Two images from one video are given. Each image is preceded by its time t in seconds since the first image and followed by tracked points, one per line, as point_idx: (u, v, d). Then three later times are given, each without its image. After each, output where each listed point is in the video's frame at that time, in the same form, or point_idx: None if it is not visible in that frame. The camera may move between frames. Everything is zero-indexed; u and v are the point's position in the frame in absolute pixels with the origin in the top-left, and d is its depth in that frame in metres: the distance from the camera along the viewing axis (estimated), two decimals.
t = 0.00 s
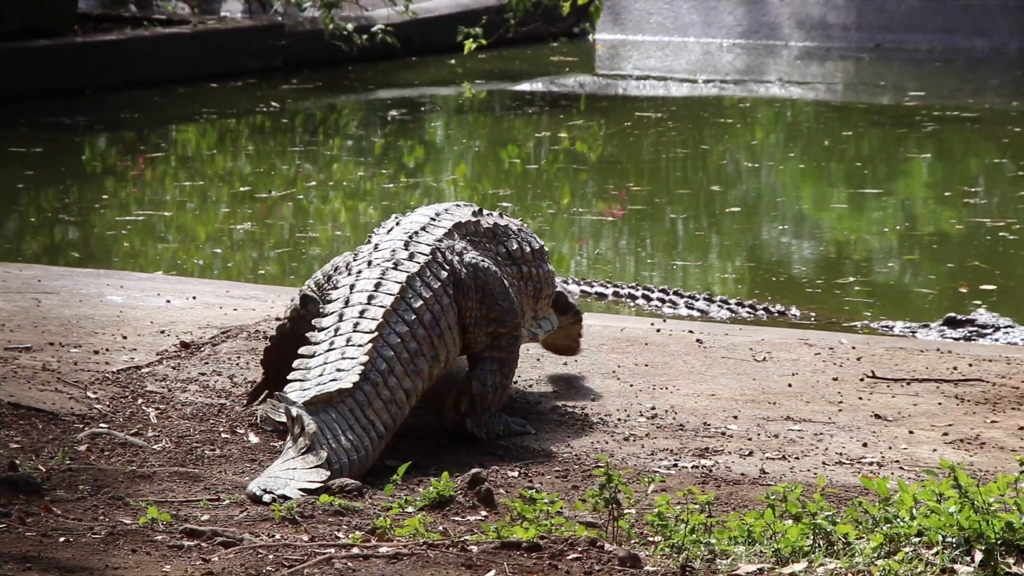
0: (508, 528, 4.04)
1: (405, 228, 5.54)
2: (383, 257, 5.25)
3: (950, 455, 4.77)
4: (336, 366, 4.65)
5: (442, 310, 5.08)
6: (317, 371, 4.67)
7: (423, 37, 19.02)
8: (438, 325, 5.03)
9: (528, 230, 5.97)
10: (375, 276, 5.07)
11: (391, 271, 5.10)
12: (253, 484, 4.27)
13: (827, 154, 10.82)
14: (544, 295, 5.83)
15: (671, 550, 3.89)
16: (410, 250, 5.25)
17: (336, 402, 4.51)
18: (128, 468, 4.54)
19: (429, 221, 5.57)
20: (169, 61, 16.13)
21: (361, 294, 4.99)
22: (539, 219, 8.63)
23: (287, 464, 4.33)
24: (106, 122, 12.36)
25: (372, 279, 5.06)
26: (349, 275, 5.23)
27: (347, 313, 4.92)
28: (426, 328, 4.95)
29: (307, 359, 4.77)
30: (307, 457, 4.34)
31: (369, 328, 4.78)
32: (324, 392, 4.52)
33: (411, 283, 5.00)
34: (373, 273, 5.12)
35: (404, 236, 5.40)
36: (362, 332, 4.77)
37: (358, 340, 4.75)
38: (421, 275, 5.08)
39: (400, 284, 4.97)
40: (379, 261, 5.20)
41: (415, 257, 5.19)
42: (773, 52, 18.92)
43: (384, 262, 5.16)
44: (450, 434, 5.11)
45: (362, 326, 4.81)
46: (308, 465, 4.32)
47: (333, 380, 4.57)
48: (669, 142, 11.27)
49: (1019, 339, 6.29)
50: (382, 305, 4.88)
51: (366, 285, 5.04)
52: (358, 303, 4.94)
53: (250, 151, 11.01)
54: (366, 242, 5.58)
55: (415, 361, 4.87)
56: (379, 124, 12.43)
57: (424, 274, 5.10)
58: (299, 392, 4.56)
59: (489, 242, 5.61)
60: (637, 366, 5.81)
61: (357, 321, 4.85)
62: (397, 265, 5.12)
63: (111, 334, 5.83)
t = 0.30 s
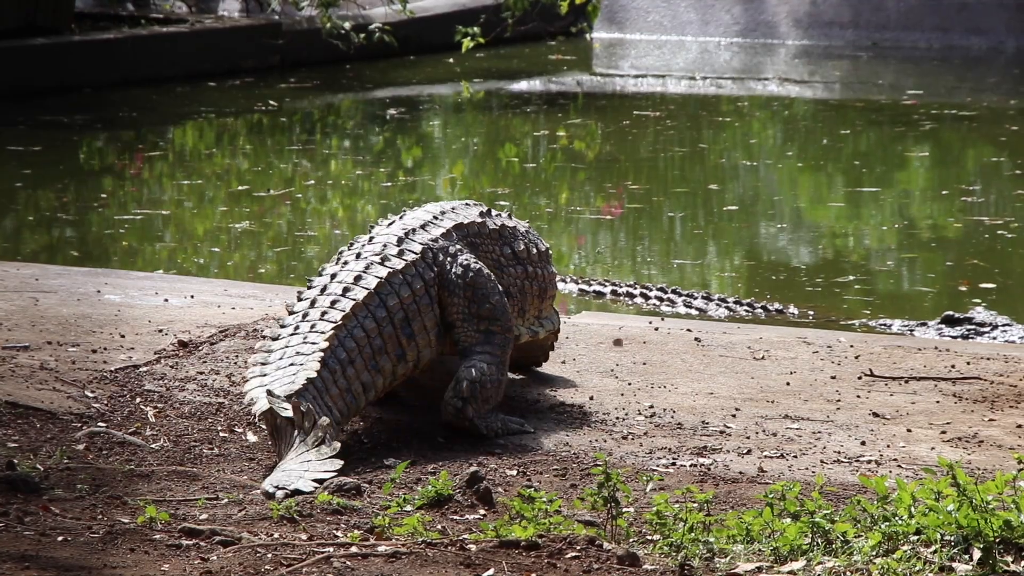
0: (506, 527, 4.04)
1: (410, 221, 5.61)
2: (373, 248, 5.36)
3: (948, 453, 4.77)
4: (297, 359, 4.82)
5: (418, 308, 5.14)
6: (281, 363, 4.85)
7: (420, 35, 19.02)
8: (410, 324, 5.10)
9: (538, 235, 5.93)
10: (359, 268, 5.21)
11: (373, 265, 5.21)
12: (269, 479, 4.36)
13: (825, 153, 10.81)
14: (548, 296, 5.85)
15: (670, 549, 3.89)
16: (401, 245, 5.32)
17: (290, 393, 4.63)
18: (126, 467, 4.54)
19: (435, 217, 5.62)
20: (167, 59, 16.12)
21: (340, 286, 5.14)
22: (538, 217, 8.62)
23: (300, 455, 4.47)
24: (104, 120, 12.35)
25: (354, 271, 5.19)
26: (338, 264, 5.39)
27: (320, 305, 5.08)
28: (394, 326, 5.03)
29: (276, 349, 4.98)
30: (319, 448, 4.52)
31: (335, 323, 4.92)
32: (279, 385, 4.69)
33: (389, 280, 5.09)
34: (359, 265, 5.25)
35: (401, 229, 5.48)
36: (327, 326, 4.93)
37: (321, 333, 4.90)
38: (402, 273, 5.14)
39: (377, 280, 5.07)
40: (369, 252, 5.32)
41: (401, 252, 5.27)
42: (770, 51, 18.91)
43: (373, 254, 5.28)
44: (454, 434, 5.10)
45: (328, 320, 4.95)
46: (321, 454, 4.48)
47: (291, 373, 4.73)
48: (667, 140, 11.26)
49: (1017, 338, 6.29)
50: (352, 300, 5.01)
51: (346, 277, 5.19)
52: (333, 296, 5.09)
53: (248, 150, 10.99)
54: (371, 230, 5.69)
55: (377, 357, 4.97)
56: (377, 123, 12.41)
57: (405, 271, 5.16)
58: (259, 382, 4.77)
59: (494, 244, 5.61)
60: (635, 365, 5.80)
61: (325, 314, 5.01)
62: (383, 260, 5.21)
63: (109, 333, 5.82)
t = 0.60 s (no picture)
0: (502, 525, 4.04)
1: (407, 211, 5.71)
2: (375, 238, 5.45)
3: (944, 450, 4.78)
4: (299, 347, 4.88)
5: (411, 306, 5.29)
6: (283, 349, 4.89)
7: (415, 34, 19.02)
8: (402, 323, 5.24)
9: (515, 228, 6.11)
10: (365, 259, 5.28)
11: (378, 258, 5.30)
12: (275, 471, 4.40)
13: (819, 150, 10.82)
14: (525, 289, 6.00)
15: (666, 547, 3.90)
16: (405, 242, 5.43)
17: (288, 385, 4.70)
18: (122, 465, 4.54)
19: (432, 211, 5.74)
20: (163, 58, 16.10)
21: (346, 275, 5.21)
22: (532, 215, 8.61)
23: (314, 457, 4.46)
24: (100, 119, 12.34)
25: (361, 261, 5.27)
26: (339, 249, 5.45)
27: (324, 292, 5.14)
28: (389, 325, 5.16)
29: (278, 331, 5.02)
30: (334, 457, 4.48)
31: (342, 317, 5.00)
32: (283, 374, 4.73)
33: (394, 280, 5.21)
34: (365, 254, 5.32)
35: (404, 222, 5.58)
36: (335, 318, 5.00)
37: (327, 325, 4.98)
38: (405, 273, 5.28)
39: (384, 278, 5.18)
40: (374, 242, 5.40)
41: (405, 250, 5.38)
42: (766, 48, 18.92)
43: (378, 245, 5.37)
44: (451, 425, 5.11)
45: (335, 311, 5.03)
46: (334, 463, 4.44)
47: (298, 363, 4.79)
48: (662, 138, 11.26)
49: (1012, 334, 6.29)
50: (359, 295, 5.10)
51: (351, 266, 5.26)
52: (339, 286, 5.16)
53: (243, 148, 10.99)
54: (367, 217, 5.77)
55: (368, 354, 5.08)
56: (372, 120, 12.41)
57: (407, 272, 5.29)
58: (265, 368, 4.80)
59: (477, 241, 5.78)
60: (631, 362, 5.80)
61: (331, 304, 5.08)
62: (389, 256, 5.30)
63: (103, 331, 5.81)
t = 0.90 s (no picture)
0: (498, 524, 4.04)
1: (399, 206, 5.92)
2: (386, 235, 5.61)
3: (940, 449, 4.78)
4: (346, 344, 4.92)
5: (427, 300, 5.44)
6: (327, 347, 4.91)
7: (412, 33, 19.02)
8: (422, 319, 5.36)
9: (490, 211, 6.44)
10: (385, 255, 5.43)
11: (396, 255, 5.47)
12: (270, 468, 4.41)
13: (815, 149, 10.82)
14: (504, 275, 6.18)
15: (663, 546, 3.89)
16: (412, 237, 5.63)
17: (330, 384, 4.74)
18: (118, 465, 4.53)
19: (420, 204, 5.99)
20: (161, 57, 16.09)
21: (371, 272, 5.32)
22: (527, 214, 8.61)
23: (310, 455, 4.47)
24: (97, 118, 12.34)
25: (382, 257, 5.41)
26: (355, 247, 5.54)
27: (356, 290, 5.21)
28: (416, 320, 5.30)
29: (319, 330, 5.02)
30: (330, 457, 4.49)
31: (382, 314, 5.10)
32: (335, 370, 4.76)
33: (415, 275, 5.39)
34: (381, 250, 5.48)
35: (405, 218, 5.78)
36: (375, 315, 5.09)
37: (369, 324, 5.04)
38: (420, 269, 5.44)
39: (407, 274, 5.35)
40: (385, 238, 5.56)
41: (416, 247, 5.58)
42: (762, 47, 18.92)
43: (392, 242, 5.53)
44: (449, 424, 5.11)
45: (373, 308, 5.11)
46: (329, 463, 4.45)
47: (348, 359, 4.84)
48: (658, 137, 11.26)
49: (1008, 334, 6.28)
50: (390, 291, 5.23)
51: (374, 263, 5.38)
52: (370, 282, 5.25)
53: (240, 148, 10.99)
54: (362, 215, 5.87)
55: (403, 352, 5.16)
56: (368, 120, 12.41)
57: (423, 266, 5.48)
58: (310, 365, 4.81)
59: (461, 227, 6.01)
60: (627, 361, 5.80)
61: (367, 302, 5.15)
62: (403, 250, 5.49)
63: (99, 331, 5.81)
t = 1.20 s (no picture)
0: (495, 525, 4.04)
1: (406, 202, 6.10)
2: (413, 232, 5.77)
3: (936, 450, 4.78)
4: (412, 331, 5.03)
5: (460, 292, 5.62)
6: (391, 336, 4.99)
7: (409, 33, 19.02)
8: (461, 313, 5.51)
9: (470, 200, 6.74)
10: (421, 250, 5.60)
11: (430, 251, 5.66)
12: (273, 462, 4.53)
13: (811, 149, 10.83)
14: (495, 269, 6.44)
15: (659, 546, 3.89)
16: (434, 232, 5.83)
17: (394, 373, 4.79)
18: (115, 466, 4.54)
19: (423, 201, 6.19)
20: (158, 59, 16.09)
21: (413, 267, 5.47)
22: (523, 214, 8.61)
23: (314, 449, 4.57)
24: (95, 119, 12.34)
25: (419, 253, 5.58)
26: (389, 243, 5.63)
27: (406, 283, 5.34)
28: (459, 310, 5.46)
29: (380, 321, 5.08)
30: (334, 451, 4.56)
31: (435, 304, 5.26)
32: (408, 356, 4.86)
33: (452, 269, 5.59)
34: (414, 245, 5.65)
35: (420, 216, 5.97)
36: (430, 304, 5.24)
37: (424, 318, 5.13)
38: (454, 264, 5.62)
39: (446, 267, 5.55)
40: (413, 235, 5.73)
41: (442, 242, 5.78)
42: (759, 48, 18.93)
43: (422, 238, 5.70)
44: (447, 424, 5.12)
45: (426, 301, 5.25)
46: (330, 457, 4.52)
47: (419, 343, 4.94)
48: (655, 137, 11.26)
49: (1005, 334, 6.28)
50: (437, 283, 5.40)
51: (414, 259, 5.52)
52: (415, 276, 5.40)
53: (237, 148, 10.99)
54: (378, 215, 5.95)
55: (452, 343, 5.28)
56: (364, 120, 12.40)
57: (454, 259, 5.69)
58: (374, 355, 4.84)
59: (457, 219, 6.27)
60: (624, 362, 5.79)
61: (419, 295, 5.29)
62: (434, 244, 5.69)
63: (96, 331, 5.81)
